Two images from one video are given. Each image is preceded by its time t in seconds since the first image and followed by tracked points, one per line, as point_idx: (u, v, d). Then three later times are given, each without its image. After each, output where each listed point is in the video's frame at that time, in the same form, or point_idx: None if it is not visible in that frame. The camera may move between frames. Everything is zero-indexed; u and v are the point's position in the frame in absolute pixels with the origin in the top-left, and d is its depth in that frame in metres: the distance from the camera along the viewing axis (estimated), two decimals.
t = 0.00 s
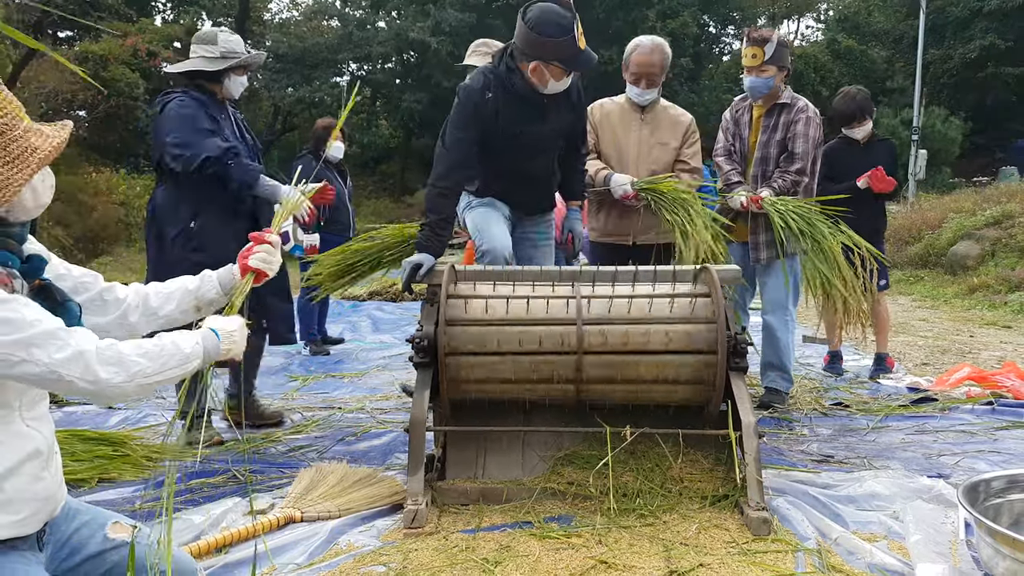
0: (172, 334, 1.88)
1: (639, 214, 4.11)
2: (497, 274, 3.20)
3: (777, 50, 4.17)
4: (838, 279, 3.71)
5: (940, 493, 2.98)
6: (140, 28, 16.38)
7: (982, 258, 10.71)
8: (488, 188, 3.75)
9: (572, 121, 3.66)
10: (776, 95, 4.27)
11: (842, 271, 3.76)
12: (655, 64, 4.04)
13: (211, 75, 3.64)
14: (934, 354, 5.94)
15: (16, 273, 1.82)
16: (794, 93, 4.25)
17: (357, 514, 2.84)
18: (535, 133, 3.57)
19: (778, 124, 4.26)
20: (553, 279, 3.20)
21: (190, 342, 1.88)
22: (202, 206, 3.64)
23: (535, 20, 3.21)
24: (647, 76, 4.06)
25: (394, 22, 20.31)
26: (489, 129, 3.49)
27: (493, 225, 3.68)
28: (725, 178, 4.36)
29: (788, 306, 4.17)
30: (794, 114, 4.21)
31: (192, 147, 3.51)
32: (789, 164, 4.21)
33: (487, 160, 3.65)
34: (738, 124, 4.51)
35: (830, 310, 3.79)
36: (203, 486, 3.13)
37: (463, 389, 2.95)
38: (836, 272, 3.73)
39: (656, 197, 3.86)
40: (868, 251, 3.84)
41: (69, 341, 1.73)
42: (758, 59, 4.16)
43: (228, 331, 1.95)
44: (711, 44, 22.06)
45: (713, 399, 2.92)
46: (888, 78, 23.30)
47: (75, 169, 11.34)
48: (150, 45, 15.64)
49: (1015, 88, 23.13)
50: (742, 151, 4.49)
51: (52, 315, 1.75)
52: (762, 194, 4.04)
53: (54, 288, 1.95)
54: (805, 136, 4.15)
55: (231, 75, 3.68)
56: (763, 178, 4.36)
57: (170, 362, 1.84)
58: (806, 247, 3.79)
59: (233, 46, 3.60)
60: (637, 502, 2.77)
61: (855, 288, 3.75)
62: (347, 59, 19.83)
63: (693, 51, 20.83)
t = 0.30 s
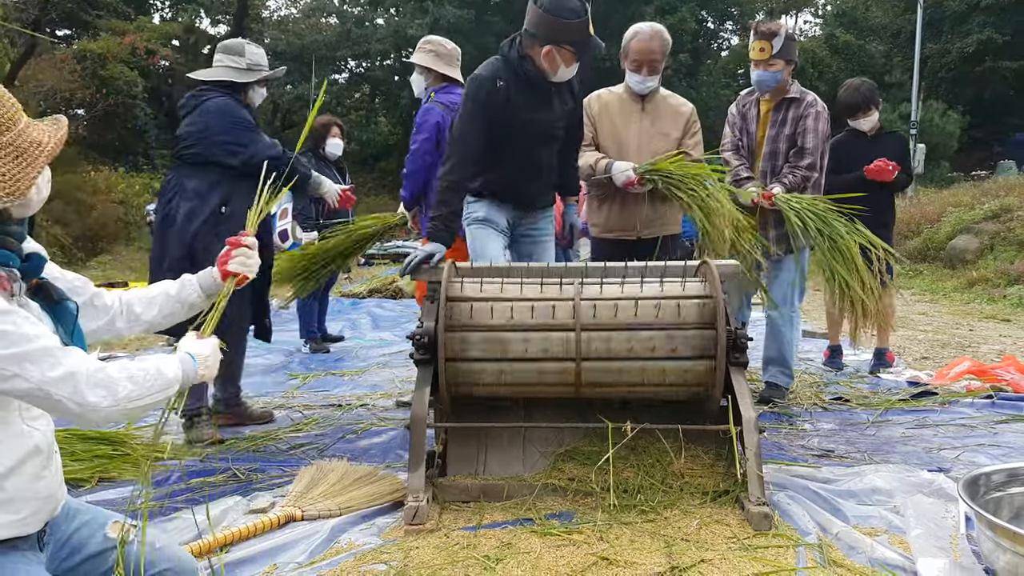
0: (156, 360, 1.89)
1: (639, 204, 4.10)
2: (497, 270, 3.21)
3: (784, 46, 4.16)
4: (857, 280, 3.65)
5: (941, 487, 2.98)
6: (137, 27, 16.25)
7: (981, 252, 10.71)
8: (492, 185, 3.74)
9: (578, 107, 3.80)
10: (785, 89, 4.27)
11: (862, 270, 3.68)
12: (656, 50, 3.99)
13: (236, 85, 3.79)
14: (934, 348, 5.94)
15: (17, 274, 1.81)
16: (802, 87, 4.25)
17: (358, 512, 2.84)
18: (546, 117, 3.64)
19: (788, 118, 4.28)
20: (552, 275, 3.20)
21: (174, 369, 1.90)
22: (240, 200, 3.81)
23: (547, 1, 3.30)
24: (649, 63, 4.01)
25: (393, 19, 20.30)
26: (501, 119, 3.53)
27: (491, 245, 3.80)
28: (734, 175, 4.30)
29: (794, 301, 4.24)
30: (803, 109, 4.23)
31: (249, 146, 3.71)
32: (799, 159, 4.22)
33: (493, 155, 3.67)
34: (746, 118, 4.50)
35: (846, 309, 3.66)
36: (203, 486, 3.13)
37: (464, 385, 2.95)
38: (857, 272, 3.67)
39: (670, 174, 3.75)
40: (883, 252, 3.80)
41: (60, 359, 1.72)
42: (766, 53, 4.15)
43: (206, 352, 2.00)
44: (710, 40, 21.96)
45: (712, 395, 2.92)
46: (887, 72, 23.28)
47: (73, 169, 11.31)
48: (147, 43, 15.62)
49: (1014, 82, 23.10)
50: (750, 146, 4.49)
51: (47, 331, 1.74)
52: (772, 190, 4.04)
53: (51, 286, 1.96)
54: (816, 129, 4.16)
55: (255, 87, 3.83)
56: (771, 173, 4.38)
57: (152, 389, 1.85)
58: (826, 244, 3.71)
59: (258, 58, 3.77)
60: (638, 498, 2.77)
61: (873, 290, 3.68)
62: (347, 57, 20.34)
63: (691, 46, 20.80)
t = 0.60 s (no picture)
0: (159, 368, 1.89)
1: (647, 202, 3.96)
2: (495, 271, 3.21)
3: (797, 44, 4.18)
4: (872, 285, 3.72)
5: (938, 488, 2.99)
6: (135, 28, 16.29)
7: (978, 253, 10.74)
8: (494, 187, 3.73)
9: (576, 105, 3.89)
10: (794, 90, 4.29)
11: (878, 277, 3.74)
12: (670, 43, 3.75)
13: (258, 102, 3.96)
14: (932, 349, 5.95)
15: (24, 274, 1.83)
16: (813, 89, 4.27)
17: (356, 513, 2.84)
18: (545, 110, 3.69)
19: (798, 120, 4.29)
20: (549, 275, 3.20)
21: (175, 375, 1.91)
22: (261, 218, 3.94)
23: None
24: (663, 57, 3.77)
25: (391, 20, 20.33)
26: (500, 115, 3.59)
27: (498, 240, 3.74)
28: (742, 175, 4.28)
29: (796, 304, 4.24)
30: (814, 110, 4.24)
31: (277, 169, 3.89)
32: (809, 161, 4.21)
33: (492, 154, 3.69)
34: (753, 118, 4.49)
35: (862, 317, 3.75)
36: (201, 487, 3.13)
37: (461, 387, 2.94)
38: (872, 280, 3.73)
39: (675, 142, 3.50)
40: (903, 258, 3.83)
41: (69, 365, 1.72)
42: (779, 52, 4.18)
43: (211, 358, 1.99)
44: (707, 41, 22.04)
45: (709, 397, 2.92)
46: (884, 73, 23.32)
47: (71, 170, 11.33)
48: (145, 44, 15.65)
49: (1011, 82, 23.16)
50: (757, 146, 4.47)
51: (54, 337, 1.73)
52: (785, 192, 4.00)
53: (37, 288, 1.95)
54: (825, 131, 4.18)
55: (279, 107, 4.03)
56: (780, 174, 4.37)
57: (155, 396, 1.86)
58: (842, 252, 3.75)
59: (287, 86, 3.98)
60: (635, 499, 2.77)
61: (889, 296, 3.76)
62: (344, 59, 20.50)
63: (688, 47, 20.85)
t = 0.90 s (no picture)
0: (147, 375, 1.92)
1: (641, 203, 3.83)
2: (493, 275, 3.21)
3: (810, 47, 4.16)
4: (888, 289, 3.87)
5: (933, 492, 2.99)
6: (133, 27, 16.31)
7: (975, 257, 10.77)
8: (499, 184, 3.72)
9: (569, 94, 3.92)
10: (802, 94, 4.28)
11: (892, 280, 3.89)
12: (677, 40, 3.65)
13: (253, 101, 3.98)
14: (928, 353, 5.95)
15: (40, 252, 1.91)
16: (820, 93, 4.27)
17: (352, 514, 2.84)
18: (542, 100, 3.72)
19: (804, 124, 4.29)
20: (546, 279, 3.20)
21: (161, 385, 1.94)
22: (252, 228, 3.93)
23: None
24: (669, 55, 3.73)
25: (389, 22, 20.37)
26: (498, 108, 3.60)
27: (502, 229, 3.68)
28: (749, 177, 4.26)
29: (797, 308, 4.24)
30: (821, 115, 4.24)
31: (274, 180, 3.88)
32: (815, 166, 4.23)
33: (491, 150, 3.69)
34: (759, 121, 4.48)
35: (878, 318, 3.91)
36: (197, 488, 3.13)
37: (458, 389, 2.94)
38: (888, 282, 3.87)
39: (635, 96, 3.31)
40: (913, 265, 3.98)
41: (76, 344, 1.77)
42: (791, 52, 4.16)
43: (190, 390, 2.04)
44: (705, 44, 22.12)
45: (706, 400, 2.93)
46: (882, 77, 23.37)
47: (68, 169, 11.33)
48: (143, 44, 15.68)
49: (1008, 87, 23.24)
50: (763, 149, 4.47)
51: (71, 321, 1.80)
52: (791, 196, 4.02)
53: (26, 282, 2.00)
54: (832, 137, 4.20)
55: (273, 103, 4.02)
56: (786, 178, 4.36)
57: (140, 399, 1.88)
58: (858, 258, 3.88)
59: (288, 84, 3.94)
60: (631, 502, 2.78)
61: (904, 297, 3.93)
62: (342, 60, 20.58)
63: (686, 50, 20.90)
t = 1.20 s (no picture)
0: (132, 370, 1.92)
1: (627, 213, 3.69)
2: (493, 275, 3.21)
3: (813, 47, 4.18)
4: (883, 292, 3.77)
5: (934, 494, 2.99)
6: (135, 27, 16.34)
7: (976, 258, 10.77)
8: (503, 184, 3.72)
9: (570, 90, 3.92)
10: (805, 94, 4.27)
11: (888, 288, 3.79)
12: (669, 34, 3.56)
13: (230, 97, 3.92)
14: (929, 354, 5.95)
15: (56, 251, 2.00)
16: (823, 94, 4.27)
17: (352, 514, 2.84)
18: (546, 96, 3.70)
19: (806, 124, 4.29)
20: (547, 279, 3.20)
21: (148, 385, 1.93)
22: (224, 227, 3.83)
23: None
24: (664, 48, 3.59)
25: (390, 22, 20.41)
26: (503, 105, 3.60)
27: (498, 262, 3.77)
28: (749, 178, 4.28)
29: (797, 309, 4.23)
30: (823, 116, 4.24)
31: (235, 176, 3.74)
32: (816, 167, 4.23)
33: (496, 150, 3.69)
34: (761, 121, 4.47)
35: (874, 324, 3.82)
36: (198, 487, 3.13)
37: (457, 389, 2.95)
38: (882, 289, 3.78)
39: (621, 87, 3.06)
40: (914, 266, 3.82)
41: (64, 323, 1.80)
42: (796, 52, 4.17)
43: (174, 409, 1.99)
44: (706, 44, 22.14)
45: (707, 401, 2.92)
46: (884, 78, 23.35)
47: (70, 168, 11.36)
48: (145, 44, 15.70)
49: (1010, 89, 23.24)
50: (764, 150, 4.47)
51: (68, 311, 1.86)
52: (791, 197, 4.04)
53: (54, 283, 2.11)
54: (834, 138, 4.20)
55: (252, 93, 3.94)
56: (787, 179, 4.36)
57: (117, 386, 1.85)
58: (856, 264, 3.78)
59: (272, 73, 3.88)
60: (630, 503, 2.77)
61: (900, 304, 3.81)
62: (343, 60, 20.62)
63: (688, 51, 20.90)
